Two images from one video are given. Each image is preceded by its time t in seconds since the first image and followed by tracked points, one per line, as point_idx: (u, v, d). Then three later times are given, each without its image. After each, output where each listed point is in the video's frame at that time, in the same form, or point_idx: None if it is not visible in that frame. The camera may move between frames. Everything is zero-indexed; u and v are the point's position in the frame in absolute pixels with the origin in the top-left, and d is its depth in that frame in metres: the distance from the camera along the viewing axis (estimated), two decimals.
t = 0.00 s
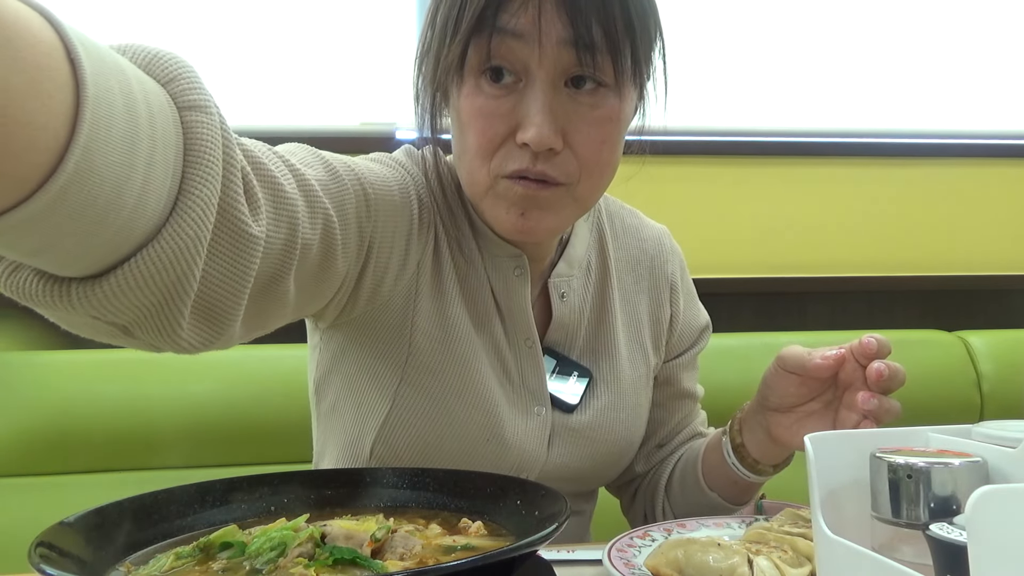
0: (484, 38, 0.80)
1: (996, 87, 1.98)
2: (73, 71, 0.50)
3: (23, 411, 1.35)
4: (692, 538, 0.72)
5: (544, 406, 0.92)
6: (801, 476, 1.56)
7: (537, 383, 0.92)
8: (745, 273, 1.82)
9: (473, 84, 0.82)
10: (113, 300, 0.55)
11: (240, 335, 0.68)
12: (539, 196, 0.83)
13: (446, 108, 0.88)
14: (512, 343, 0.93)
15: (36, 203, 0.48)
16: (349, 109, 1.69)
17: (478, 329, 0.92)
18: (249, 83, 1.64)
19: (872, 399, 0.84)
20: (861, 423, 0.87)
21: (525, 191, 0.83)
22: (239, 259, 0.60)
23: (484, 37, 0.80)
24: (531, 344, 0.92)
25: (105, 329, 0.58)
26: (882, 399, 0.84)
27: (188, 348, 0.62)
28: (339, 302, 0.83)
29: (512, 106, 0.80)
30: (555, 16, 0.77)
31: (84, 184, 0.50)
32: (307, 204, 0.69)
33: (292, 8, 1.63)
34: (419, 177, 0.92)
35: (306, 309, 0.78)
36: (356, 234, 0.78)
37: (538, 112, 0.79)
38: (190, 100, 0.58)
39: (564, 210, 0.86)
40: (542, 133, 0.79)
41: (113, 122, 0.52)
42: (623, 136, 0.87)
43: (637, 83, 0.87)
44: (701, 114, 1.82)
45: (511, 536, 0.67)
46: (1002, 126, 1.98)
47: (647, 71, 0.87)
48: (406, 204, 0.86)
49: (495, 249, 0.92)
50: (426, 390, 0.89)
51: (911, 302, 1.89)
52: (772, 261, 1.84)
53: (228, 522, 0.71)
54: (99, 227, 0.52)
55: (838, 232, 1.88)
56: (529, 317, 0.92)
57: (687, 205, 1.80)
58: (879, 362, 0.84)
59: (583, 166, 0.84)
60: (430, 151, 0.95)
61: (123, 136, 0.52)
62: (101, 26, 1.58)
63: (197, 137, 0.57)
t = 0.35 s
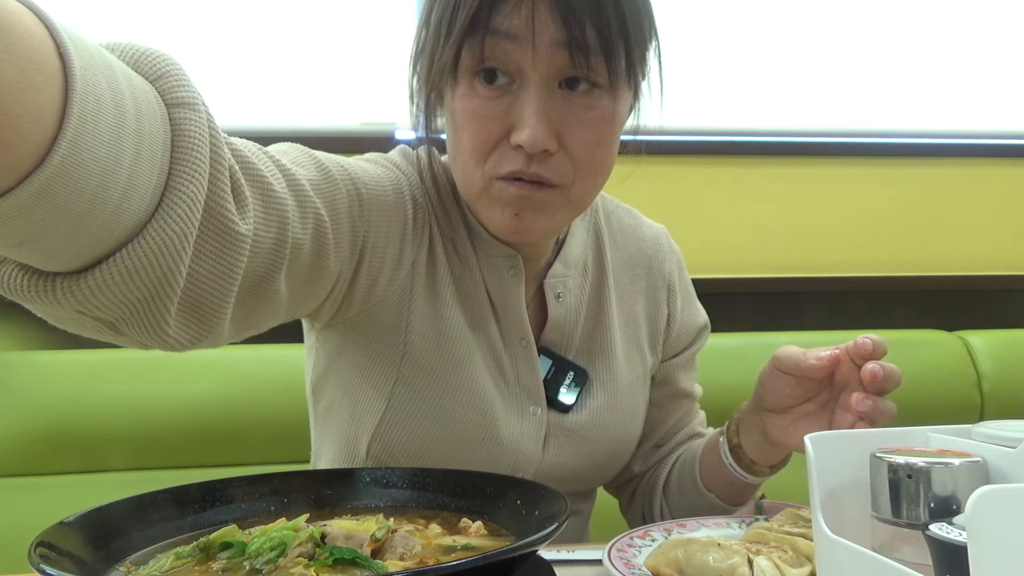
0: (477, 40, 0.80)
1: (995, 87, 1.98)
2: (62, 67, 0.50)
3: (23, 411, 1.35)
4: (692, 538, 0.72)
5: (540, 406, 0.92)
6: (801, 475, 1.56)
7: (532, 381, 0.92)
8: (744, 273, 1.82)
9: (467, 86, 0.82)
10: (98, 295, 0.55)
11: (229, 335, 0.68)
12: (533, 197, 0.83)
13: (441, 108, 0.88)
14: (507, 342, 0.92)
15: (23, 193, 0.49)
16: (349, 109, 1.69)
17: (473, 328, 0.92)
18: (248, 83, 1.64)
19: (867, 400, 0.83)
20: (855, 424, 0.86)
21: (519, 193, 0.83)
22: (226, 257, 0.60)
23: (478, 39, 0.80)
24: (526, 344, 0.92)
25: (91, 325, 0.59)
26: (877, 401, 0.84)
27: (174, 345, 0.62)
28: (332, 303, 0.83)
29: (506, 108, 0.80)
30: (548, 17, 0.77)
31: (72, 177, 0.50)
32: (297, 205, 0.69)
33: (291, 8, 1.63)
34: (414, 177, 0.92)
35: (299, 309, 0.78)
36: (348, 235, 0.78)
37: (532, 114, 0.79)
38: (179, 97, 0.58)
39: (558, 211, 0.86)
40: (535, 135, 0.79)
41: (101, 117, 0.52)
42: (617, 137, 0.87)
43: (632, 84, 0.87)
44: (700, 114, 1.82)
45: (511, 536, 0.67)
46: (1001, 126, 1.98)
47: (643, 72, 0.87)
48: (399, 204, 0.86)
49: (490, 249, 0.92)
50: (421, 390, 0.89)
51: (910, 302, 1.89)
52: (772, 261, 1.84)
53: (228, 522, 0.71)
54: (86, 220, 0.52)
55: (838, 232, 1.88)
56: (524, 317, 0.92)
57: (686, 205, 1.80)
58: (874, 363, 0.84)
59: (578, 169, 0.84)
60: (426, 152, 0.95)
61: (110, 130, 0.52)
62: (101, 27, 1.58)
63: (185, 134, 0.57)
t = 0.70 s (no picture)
0: (473, 41, 0.80)
1: (995, 87, 1.98)
2: (50, 76, 0.50)
3: (23, 411, 1.35)
4: (692, 538, 0.72)
5: (538, 405, 0.92)
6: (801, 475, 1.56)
7: (530, 381, 0.92)
8: (744, 272, 1.82)
9: (464, 86, 0.82)
10: (93, 303, 0.55)
11: (226, 340, 0.68)
12: (530, 198, 0.84)
13: (437, 108, 0.88)
14: (505, 343, 0.92)
15: (15, 203, 0.49)
16: (348, 108, 1.69)
17: (470, 329, 0.92)
18: (248, 83, 1.64)
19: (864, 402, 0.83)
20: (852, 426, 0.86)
21: (516, 193, 0.83)
22: (221, 261, 0.60)
23: (474, 40, 0.79)
24: (524, 343, 0.92)
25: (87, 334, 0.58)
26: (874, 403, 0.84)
27: (172, 351, 0.62)
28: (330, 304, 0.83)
29: (502, 109, 0.80)
30: (545, 18, 0.77)
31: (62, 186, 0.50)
32: (291, 207, 0.69)
33: (291, 8, 1.63)
34: (412, 179, 0.93)
35: (296, 311, 0.78)
36: (344, 236, 0.78)
37: (528, 115, 0.79)
38: (167, 103, 0.58)
39: (556, 212, 0.86)
40: (532, 135, 0.79)
41: (90, 125, 0.52)
42: (614, 137, 0.87)
43: (628, 84, 0.87)
44: (700, 114, 1.82)
45: (511, 535, 0.67)
46: (1001, 126, 1.98)
47: (639, 71, 0.87)
48: (396, 206, 0.86)
49: (487, 249, 0.92)
50: (419, 392, 0.89)
51: (910, 302, 1.89)
52: (772, 261, 1.84)
53: (228, 522, 0.71)
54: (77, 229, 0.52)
55: (838, 232, 1.88)
56: (521, 317, 0.92)
57: (686, 205, 1.80)
58: (871, 366, 0.84)
59: (574, 168, 0.84)
60: (423, 153, 0.95)
61: (100, 138, 0.52)
62: (101, 27, 1.58)
63: (175, 140, 0.57)
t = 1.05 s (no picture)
0: (472, 41, 0.79)
1: (996, 87, 1.98)
2: (49, 65, 0.50)
3: (23, 411, 1.35)
4: (692, 538, 0.72)
5: (538, 404, 0.92)
6: (801, 475, 1.56)
7: (530, 381, 0.92)
8: (744, 272, 1.82)
9: (462, 87, 0.82)
10: (91, 297, 0.55)
11: (225, 336, 0.68)
12: (529, 198, 0.84)
13: (436, 109, 0.88)
14: (505, 341, 0.92)
15: (13, 191, 0.49)
16: (348, 108, 1.69)
17: (470, 328, 0.92)
18: (247, 82, 1.64)
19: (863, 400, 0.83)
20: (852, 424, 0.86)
21: (515, 194, 0.83)
22: (219, 258, 0.60)
23: (472, 40, 0.79)
24: (523, 343, 0.92)
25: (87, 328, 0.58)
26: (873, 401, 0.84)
27: (170, 346, 0.62)
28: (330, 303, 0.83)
29: (501, 110, 0.80)
30: (543, 19, 0.77)
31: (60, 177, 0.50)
32: (291, 204, 0.69)
33: (291, 7, 1.63)
34: (413, 178, 0.92)
35: (296, 308, 0.78)
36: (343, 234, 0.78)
37: (527, 115, 0.79)
38: (166, 96, 0.58)
39: (555, 212, 0.86)
40: (530, 136, 0.79)
41: (88, 115, 0.52)
42: (613, 138, 0.87)
43: (627, 84, 0.86)
44: (700, 114, 1.82)
45: (511, 535, 0.67)
46: (1001, 126, 1.98)
47: (639, 70, 0.87)
48: (395, 204, 0.86)
49: (487, 248, 0.92)
50: (419, 390, 0.89)
51: (910, 302, 1.89)
52: (772, 261, 1.84)
53: (228, 522, 0.71)
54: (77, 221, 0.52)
55: (838, 232, 1.88)
56: (521, 316, 0.92)
57: (686, 205, 1.80)
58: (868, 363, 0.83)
59: (573, 169, 0.84)
60: (423, 151, 0.95)
61: (98, 129, 0.52)
62: (101, 26, 1.58)
63: (173, 132, 0.57)
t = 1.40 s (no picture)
0: (475, 38, 0.80)
1: (997, 88, 1.98)
2: None
3: (23, 411, 1.36)
4: (692, 538, 0.72)
5: (535, 395, 0.93)
6: (800, 475, 1.56)
7: (526, 370, 0.92)
8: (744, 272, 1.83)
9: (465, 82, 0.82)
10: (91, 234, 0.56)
11: (217, 309, 0.69)
12: (529, 194, 0.84)
13: (439, 106, 0.88)
14: (503, 332, 0.92)
15: (40, 103, 0.50)
16: (348, 108, 1.69)
17: (467, 315, 0.92)
18: (247, 81, 1.64)
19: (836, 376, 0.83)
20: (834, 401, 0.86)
21: (515, 190, 0.84)
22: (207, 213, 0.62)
23: (475, 37, 0.80)
24: (520, 333, 0.92)
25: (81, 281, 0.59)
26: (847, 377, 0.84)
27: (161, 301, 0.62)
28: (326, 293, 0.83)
29: (502, 104, 0.80)
30: (544, 16, 0.77)
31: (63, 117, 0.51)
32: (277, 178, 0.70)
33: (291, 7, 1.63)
34: (409, 173, 0.93)
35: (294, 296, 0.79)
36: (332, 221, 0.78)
37: (528, 110, 0.79)
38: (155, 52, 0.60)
39: (555, 207, 0.86)
40: (531, 129, 0.79)
41: (98, 74, 0.52)
42: (611, 133, 0.87)
43: (625, 80, 0.86)
44: (700, 115, 1.82)
45: (511, 536, 0.67)
46: (1002, 126, 1.98)
47: (636, 69, 0.87)
48: (389, 193, 0.86)
49: (485, 241, 0.92)
50: (416, 378, 0.89)
51: (910, 302, 1.89)
52: (772, 261, 1.84)
53: (228, 523, 0.71)
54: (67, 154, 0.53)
55: (838, 232, 1.88)
56: (518, 309, 0.92)
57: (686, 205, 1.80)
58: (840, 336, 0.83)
59: (573, 162, 0.84)
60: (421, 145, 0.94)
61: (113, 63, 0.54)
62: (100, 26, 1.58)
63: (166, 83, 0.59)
